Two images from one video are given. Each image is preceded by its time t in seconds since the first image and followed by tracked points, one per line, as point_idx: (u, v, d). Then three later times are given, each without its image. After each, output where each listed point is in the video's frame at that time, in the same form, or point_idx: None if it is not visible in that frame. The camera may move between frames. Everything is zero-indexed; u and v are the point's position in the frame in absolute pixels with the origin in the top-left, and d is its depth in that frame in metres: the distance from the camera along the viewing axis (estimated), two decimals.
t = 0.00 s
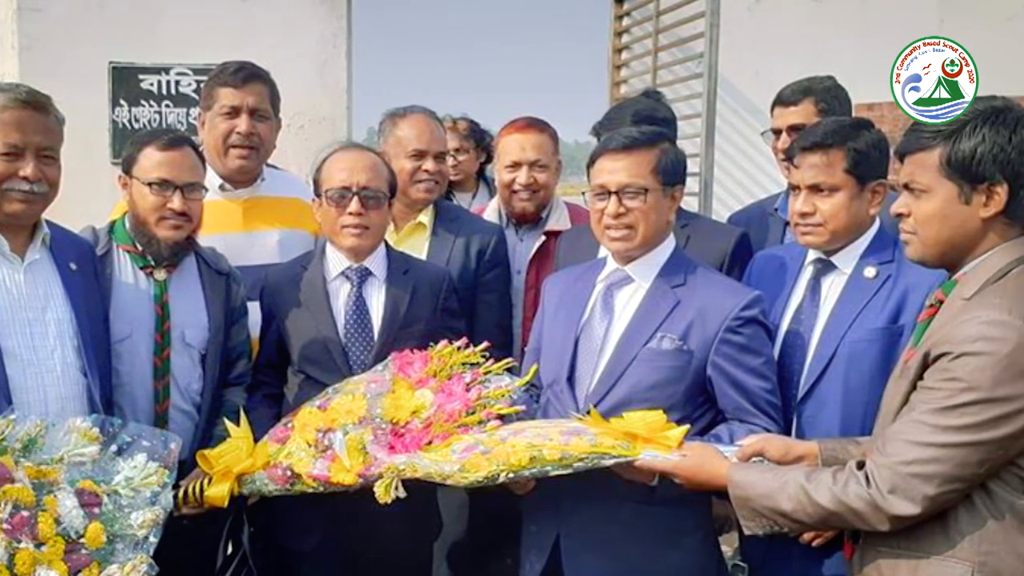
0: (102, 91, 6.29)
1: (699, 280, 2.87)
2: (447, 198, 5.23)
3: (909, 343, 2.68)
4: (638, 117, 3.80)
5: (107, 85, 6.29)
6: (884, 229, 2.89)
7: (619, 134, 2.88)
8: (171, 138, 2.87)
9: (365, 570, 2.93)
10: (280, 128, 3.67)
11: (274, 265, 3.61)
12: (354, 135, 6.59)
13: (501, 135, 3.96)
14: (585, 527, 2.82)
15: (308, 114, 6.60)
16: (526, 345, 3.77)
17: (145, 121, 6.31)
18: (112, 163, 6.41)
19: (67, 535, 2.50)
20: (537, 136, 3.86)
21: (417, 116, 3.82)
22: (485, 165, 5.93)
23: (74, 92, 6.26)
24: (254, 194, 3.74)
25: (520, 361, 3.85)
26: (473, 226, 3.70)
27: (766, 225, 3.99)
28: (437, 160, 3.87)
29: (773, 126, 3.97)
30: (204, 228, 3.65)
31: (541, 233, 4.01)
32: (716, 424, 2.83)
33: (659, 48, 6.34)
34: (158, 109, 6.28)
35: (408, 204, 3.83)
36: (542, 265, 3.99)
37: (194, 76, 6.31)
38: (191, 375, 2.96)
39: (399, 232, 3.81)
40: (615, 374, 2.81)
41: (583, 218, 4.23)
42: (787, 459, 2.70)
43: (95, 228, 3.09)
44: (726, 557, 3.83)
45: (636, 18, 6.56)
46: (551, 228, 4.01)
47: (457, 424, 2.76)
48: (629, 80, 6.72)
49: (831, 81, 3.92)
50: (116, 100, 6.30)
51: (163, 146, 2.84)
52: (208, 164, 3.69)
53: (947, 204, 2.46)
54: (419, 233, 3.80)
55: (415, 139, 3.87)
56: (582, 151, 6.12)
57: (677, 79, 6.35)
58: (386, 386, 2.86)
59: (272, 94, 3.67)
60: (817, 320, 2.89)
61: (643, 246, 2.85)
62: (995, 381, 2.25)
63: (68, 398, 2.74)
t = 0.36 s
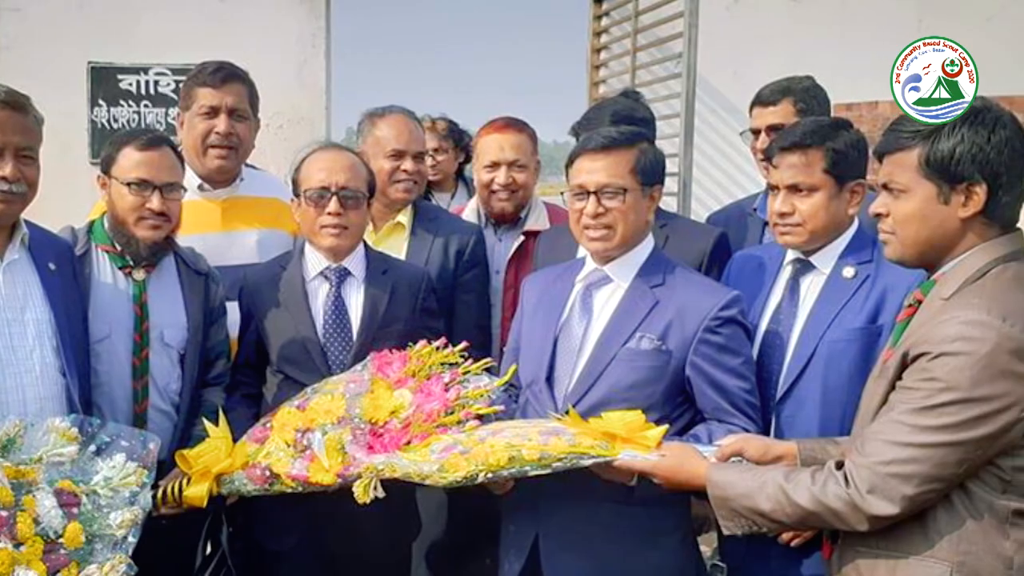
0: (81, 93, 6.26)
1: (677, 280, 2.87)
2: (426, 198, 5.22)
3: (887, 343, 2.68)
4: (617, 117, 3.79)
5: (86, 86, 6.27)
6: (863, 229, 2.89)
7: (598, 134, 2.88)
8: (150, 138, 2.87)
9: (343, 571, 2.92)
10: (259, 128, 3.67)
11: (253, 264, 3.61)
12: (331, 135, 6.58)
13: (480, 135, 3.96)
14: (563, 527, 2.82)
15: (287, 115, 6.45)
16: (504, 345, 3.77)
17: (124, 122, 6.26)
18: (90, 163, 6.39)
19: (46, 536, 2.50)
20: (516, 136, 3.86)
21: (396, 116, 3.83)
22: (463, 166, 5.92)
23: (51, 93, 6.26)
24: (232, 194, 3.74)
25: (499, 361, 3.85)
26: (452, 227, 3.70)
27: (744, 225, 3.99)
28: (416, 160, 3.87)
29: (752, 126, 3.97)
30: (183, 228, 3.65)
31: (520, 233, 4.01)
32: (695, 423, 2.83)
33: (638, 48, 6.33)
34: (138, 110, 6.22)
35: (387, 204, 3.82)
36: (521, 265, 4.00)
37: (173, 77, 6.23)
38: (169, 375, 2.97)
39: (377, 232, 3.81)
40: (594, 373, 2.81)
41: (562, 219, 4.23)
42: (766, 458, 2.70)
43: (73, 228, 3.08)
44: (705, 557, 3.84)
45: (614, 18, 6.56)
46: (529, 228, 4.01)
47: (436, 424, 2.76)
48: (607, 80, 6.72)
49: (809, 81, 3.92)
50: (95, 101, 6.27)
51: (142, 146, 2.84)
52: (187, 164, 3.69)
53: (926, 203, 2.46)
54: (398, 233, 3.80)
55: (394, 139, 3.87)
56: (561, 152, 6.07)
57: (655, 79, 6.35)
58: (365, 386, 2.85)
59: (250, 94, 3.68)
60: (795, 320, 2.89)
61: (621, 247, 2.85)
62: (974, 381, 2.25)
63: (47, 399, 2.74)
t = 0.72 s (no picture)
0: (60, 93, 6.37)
1: (656, 280, 2.88)
2: (405, 198, 5.23)
3: (866, 343, 2.68)
4: (595, 117, 3.79)
5: (66, 86, 6.37)
6: (842, 229, 2.90)
7: (577, 134, 2.88)
8: (128, 138, 2.87)
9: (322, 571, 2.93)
10: (237, 128, 3.68)
11: (233, 264, 3.62)
12: (310, 135, 6.58)
13: (459, 135, 3.97)
14: (542, 528, 2.82)
15: (266, 115, 6.56)
16: (483, 345, 3.78)
17: (102, 121, 6.37)
18: (69, 163, 6.51)
19: (25, 536, 2.51)
20: (495, 136, 3.86)
21: (374, 116, 3.84)
22: (442, 166, 5.93)
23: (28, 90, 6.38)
24: (211, 194, 3.75)
25: (478, 361, 3.85)
26: (431, 227, 3.71)
27: (723, 225, 3.99)
28: (395, 160, 3.87)
29: (731, 125, 3.97)
30: (162, 228, 3.66)
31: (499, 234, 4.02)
32: (673, 423, 2.83)
33: (617, 48, 6.33)
34: (116, 110, 6.32)
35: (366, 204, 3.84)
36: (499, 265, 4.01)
37: (151, 76, 6.33)
38: (148, 375, 2.97)
39: (356, 232, 3.81)
40: (573, 373, 2.81)
41: (540, 219, 4.24)
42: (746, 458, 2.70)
43: (52, 228, 3.08)
44: (685, 557, 3.85)
45: (593, 19, 6.56)
46: (508, 228, 4.02)
47: (415, 424, 2.76)
48: (586, 80, 6.73)
49: (788, 81, 3.93)
50: (74, 100, 6.38)
51: (121, 146, 2.85)
52: (166, 164, 3.70)
53: (905, 203, 2.45)
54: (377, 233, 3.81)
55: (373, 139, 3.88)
56: (540, 152, 6.08)
57: (633, 79, 6.34)
58: (343, 386, 2.85)
59: (230, 94, 3.68)
60: (774, 320, 2.89)
61: (600, 247, 2.85)
62: (952, 381, 2.25)
63: (26, 399, 2.72)
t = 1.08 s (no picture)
0: (41, 91, 6.78)
1: (634, 280, 2.88)
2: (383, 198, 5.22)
3: (845, 343, 2.68)
4: (574, 117, 3.79)
5: (46, 86, 6.78)
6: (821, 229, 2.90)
7: (555, 134, 2.89)
8: (107, 138, 2.88)
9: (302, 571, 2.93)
10: (217, 128, 3.68)
11: (211, 264, 3.62)
12: (289, 136, 6.56)
13: (438, 135, 3.96)
14: (522, 527, 2.82)
15: (243, 114, 7.00)
16: (462, 345, 3.78)
17: (81, 121, 6.78)
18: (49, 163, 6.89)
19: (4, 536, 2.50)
20: (475, 136, 3.86)
21: (354, 116, 3.83)
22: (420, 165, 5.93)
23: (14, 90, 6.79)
24: (190, 194, 3.75)
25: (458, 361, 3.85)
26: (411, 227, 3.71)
27: (702, 225, 3.99)
28: (374, 160, 3.87)
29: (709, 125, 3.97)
30: (140, 228, 3.66)
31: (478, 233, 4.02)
32: (653, 423, 2.83)
33: (596, 48, 6.34)
34: (96, 110, 6.74)
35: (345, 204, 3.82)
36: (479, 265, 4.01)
37: (130, 77, 6.76)
38: (127, 375, 2.97)
39: (335, 232, 3.81)
40: (552, 374, 2.81)
41: (519, 218, 4.24)
42: (724, 458, 2.70)
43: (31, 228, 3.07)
44: (665, 556, 3.86)
45: (573, 18, 6.58)
46: (487, 228, 4.01)
47: (394, 424, 2.76)
48: (565, 79, 6.75)
49: (766, 81, 3.92)
50: (52, 101, 6.78)
51: (100, 146, 2.85)
52: (144, 164, 3.70)
53: (884, 204, 2.45)
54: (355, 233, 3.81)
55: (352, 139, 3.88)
56: (519, 152, 6.08)
57: (614, 79, 6.33)
58: (322, 386, 2.85)
59: (209, 93, 3.68)
60: (753, 320, 2.89)
61: (579, 247, 2.86)
62: (931, 381, 2.24)
63: (4, 399, 2.69)
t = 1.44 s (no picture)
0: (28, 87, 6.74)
1: (613, 281, 2.94)
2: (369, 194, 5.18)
3: (822, 343, 2.71)
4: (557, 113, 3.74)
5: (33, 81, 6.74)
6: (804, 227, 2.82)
7: (533, 133, 2.92)
8: (85, 137, 3.02)
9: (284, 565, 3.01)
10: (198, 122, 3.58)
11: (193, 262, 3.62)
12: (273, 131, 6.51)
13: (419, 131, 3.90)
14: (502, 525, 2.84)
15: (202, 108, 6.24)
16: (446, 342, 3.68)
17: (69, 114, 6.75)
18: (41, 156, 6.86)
19: None
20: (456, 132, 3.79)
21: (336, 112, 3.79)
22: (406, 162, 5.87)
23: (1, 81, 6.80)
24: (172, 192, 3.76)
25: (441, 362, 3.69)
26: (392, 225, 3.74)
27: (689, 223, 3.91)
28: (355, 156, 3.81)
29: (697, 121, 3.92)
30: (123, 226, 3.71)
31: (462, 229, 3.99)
32: (632, 422, 2.85)
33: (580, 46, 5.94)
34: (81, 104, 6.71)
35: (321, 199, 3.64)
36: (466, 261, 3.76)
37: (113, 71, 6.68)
38: (106, 376, 3.03)
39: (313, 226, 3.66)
40: (531, 374, 2.93)
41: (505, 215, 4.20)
42: (702, 459, 2.79)
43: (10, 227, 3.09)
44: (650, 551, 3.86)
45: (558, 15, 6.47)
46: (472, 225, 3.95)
47: (373, 424, 2.76)
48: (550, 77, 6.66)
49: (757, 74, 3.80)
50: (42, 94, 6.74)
51: (78, 147, 3.02)
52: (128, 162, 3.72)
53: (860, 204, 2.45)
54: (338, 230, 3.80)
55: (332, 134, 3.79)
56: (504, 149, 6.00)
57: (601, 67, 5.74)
58: (301, 386, 2.84)
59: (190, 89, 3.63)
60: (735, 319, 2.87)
61: (558, 246, 2.94)
62: (911, 381, 2.23)
63: None
